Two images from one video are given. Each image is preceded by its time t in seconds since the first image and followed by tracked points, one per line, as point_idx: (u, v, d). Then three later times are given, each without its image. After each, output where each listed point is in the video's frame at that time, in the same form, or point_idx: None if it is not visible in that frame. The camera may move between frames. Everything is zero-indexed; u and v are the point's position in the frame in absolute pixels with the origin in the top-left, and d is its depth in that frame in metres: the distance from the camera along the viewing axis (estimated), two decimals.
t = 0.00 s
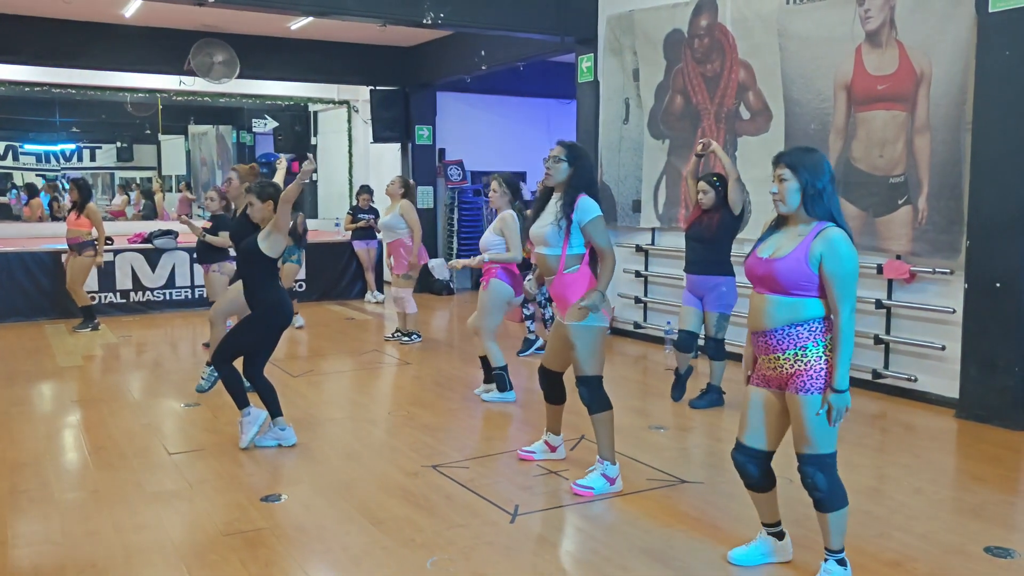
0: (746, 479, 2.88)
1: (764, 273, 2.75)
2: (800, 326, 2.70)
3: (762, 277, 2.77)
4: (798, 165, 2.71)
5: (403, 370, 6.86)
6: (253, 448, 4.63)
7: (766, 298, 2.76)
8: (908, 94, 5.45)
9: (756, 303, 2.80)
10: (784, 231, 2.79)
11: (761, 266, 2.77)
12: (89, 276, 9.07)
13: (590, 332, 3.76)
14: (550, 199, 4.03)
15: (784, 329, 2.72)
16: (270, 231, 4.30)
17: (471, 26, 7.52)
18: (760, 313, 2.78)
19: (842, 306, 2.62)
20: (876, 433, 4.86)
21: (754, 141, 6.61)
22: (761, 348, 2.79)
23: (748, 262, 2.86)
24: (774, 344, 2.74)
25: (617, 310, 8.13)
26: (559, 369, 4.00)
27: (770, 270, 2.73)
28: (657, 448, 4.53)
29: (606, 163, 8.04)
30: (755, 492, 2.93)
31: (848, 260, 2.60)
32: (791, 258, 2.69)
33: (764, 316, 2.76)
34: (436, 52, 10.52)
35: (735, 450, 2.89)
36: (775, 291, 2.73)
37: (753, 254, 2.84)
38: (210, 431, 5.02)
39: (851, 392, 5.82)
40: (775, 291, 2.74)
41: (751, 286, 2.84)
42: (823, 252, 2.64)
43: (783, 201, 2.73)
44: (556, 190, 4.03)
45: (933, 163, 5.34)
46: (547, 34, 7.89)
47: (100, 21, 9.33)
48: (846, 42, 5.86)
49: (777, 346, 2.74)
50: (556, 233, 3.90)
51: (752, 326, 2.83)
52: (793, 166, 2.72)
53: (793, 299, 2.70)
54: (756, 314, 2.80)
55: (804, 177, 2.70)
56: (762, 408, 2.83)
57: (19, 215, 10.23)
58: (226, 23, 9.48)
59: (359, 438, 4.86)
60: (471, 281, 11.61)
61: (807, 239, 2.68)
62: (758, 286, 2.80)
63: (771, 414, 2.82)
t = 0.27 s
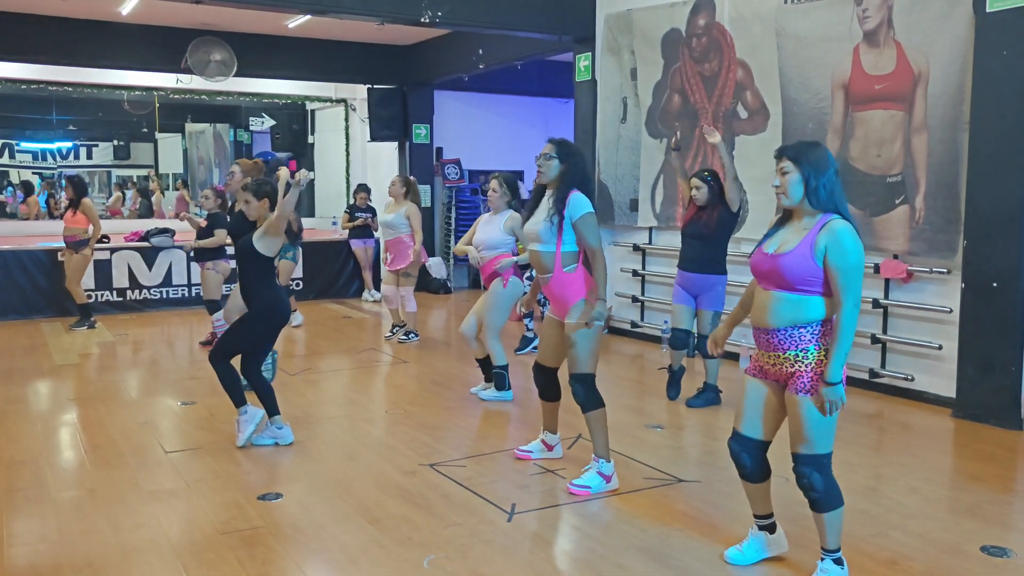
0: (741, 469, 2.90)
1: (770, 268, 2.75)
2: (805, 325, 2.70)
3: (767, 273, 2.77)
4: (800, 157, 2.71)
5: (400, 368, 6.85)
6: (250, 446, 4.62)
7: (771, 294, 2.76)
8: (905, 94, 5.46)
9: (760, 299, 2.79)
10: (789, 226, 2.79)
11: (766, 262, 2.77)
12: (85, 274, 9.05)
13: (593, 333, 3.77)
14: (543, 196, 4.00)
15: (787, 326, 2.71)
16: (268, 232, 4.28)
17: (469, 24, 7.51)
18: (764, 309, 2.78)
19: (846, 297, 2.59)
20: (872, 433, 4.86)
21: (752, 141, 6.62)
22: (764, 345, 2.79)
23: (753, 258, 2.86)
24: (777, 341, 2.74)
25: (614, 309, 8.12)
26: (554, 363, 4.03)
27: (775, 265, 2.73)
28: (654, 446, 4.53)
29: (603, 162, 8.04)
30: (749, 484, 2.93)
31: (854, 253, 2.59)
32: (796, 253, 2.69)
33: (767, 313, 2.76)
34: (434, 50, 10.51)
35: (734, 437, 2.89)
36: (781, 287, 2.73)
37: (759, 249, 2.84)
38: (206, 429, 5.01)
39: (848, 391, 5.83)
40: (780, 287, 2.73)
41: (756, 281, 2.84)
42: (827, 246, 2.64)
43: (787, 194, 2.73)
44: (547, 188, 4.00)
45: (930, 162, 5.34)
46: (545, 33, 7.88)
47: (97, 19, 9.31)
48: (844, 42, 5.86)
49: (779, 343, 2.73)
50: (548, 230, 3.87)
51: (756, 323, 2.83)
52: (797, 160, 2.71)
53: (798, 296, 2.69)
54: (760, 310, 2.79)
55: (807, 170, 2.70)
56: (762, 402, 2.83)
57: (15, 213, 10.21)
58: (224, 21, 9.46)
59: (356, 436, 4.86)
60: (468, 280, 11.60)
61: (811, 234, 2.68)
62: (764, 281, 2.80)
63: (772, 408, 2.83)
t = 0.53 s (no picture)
0: (745, 459, 2.93)
1: (775, 266, 2.74)
2: (810, 323, 2.69)
3: (772, 271, 2.76)
4: (802, 153, 2.71)
5: (398, 367, 6.85)
6: (248, 445, 4.61)
7: (777, 292, 2.75)
8: (903, 93, 5.45)
9: (765, 297, 2.79)
10: (794, 223, 2.78)
11: (772, 259, 2.76)
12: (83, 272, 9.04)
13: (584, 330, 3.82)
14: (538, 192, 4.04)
15: (792, 324, 2.71)
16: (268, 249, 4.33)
17: (467, 23, 7.51)
18: (769, 307, 2.77)
19: (849, 293, 2.57)
20: (870, 432, 4.86)
21: (750, 140, 6.62)
22: (768, 342, 2.78)
23: (759, 256, 2.85)
24: (782, 339, 2.73)
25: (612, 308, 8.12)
26: (547, 359, 4.02)
27: (781, 262, 2.72)
28: (652, 445, 4.53)
29: (602, 161, 8.04)
30: (751, 476, 2.95)
31: (857, 249, 2.58)
32: (802, 249, 2.68)
33: (771, 311, 2.76)
34: (433, 49, 10.49)
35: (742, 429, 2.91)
36: (787, 284, 2.72)
37: (765, 248, 2.83)
38: (204, 427, 5.00)
39: (846, 390, 5.83)
40: (786, 284, 2.72)
41: (762, 279, 2.83)
42: (832, 241, 2.63)
43: (790, 190, 2.72)
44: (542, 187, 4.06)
45: (928, 162, 5.34)
46: (543, 31, 7.88)
47: (95, 16, 9.30)
48: (842, 41, 5.86)
49: (781, 341, 2.73)
50: (544, 226, 3.93)
51: (761, 320, 2.82)
52: (799, 159, 2.71)
53: (804, 293, 2.68)
54: (764, 308, 2.79)
55: (809, 166, 2.70)
56: (763, 396, 2.84)
57: (12, 211, 10.21)
58: (222, 19, 9.44)
59: (354, 434, 4.86)
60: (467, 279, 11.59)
61: (815, 231, 2.67)
62: (770, 279, 2.79)
63: (773, 402, 2.84)
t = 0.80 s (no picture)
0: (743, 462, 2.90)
1: (774, 267, 2.74)
2: (811, 322, 2.69)
3: (770, 272, 2.76)
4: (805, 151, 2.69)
5: (399, 365, 6.85)
6: (249, 443, 4.61)
7: (776, 293, 2.74)
8: (905, 92, 5.45)
9: (763, 299, 2.79)
10: (789, 224, 2.78)
11: (769, 262, 2.76)
12: (84, 270, 9.04)
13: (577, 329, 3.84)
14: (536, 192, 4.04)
15: (792, 325, 2.71)
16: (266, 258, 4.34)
17: (468, 21, 7.50)
18: (768, 309, 2.76)
19: (849, 293, 2.59)
20: (871, 430, 4.86)
21: (751, 138, 6.61)
22: (767, 343, 2.77)
23: (754, 258, 2.85)
24: (782, 339, 2.73)
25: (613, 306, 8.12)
26: (543, 355, 4.03)
27: (779, 264, 2.72)
28: (653, 443, 4.53)
29: (602, 159, 8.03)
30: (750, 480, 2.94)
31: (855, 247, 2.59)
32: (799, 250, 2.68)
33: (770, 312, 2.76)
34: (433, 47, 10.49)
35: (739, 433, 2.90)
36: (786, 285, 2.72)
37: (760, 250, 2.83)
38: (205, 426, 5.00)
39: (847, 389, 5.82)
40: (784, 285, 2.72)
41: (758, 281, 2.83)
42: (830, 240, 2.63)
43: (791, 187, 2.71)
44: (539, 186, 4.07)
45: (929, 160, 5.34)
46: (544, 30, 7.87)
47: (96, 15, 9.30)
48: (844, 39, 5.85)
49: (781, 342, 2.73)
50: (542, 224, 3.94)
51: (759, 321, 2.82)
52: (805, 151, 2.70)
53: (803, 293, 2.69)
54: (763, 309, 2.78)
55: (816, 165, 2.68)
56: (766, 398, 2.82)
57: (13, 208, 10.18)
58: (223, 17, 9.44)
59: (355, 433, 4.86)
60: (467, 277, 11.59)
61: (811, 230, 2.67)
62: (768, 281, 2.78)
63: (775, 404, 2.83)
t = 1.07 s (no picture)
0: (743, 473, 2.88)
1: (766, 282, 2.72)
2: (803, 335, 2.69)
3: (762, 285, 2.74)
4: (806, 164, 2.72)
5: (401, 364, 6.84)
6: (251, 442, 4.61)
7: (768, 306, 2.73)
8: (908, 91, 5.44)
9: (754, 311, 2.77)
10: (780, 237, 2.78)
11: (761, 276, 2.74)
12: (86, 268, 9.04)
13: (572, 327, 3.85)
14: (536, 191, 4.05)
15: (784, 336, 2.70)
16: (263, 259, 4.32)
17: (470, 20, 7.50)
18: (759, 321, 2.75)
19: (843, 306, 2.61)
20: (874, 430, 4.85)
21: (754, 137, 6.60)
22: (758, 353, 2.76)
23: (743, 270, 2.83)
24: (773, 349, 2.72)
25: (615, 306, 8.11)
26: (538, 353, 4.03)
27: (771, 278, 2.70)
28: (655, 443, 4.53)
29: (604, 159, 8.02)
30: (753, 487, 2.91)
31: (847, 262, 2.61)
32: (792, 264, 2.67)
33: (762, 324, 2.74)
34: (436, 46, 10.49)
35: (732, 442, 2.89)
36: (778, 299, 2.70)
37: (749, 263, 2.81)
38: (207, 424, 5.00)
39: (850, 388, 5.81)
40: (776, 298, 2.71)
41: (748, 292, 2.81)
42: (822, 253, 2.64)
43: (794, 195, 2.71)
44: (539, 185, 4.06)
45: (933, 159, 5.33)
46: (546, 29, 7.86)
47: (98, 13, 9.30)
48: (847, 38, 5.84)
49: (774, 353, 2.72)
50: (542, 222, 3.93)
51: (749, 332, 2.80)
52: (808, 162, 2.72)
53: (795, 306, 2.68)
54: (754, 321, 2.77)
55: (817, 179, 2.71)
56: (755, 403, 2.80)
57: (15, 207, 10.18)
58: (225, 16, 9.44)
59: (357, 431, 4.86)
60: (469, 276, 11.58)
61: (805, 243, 2.67)
62: (758, 295, 2.77)
63: (765, 409, 2.80)
